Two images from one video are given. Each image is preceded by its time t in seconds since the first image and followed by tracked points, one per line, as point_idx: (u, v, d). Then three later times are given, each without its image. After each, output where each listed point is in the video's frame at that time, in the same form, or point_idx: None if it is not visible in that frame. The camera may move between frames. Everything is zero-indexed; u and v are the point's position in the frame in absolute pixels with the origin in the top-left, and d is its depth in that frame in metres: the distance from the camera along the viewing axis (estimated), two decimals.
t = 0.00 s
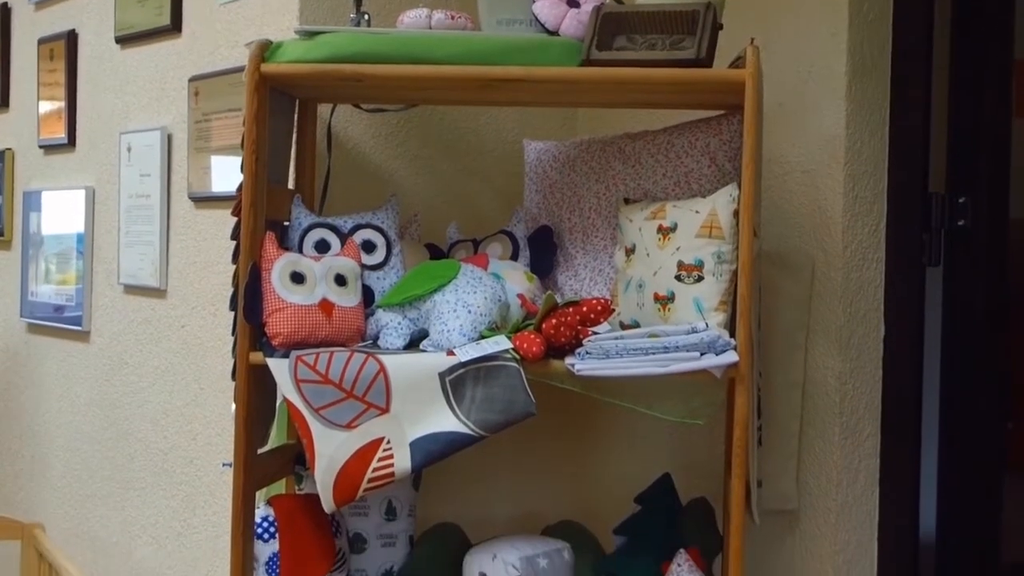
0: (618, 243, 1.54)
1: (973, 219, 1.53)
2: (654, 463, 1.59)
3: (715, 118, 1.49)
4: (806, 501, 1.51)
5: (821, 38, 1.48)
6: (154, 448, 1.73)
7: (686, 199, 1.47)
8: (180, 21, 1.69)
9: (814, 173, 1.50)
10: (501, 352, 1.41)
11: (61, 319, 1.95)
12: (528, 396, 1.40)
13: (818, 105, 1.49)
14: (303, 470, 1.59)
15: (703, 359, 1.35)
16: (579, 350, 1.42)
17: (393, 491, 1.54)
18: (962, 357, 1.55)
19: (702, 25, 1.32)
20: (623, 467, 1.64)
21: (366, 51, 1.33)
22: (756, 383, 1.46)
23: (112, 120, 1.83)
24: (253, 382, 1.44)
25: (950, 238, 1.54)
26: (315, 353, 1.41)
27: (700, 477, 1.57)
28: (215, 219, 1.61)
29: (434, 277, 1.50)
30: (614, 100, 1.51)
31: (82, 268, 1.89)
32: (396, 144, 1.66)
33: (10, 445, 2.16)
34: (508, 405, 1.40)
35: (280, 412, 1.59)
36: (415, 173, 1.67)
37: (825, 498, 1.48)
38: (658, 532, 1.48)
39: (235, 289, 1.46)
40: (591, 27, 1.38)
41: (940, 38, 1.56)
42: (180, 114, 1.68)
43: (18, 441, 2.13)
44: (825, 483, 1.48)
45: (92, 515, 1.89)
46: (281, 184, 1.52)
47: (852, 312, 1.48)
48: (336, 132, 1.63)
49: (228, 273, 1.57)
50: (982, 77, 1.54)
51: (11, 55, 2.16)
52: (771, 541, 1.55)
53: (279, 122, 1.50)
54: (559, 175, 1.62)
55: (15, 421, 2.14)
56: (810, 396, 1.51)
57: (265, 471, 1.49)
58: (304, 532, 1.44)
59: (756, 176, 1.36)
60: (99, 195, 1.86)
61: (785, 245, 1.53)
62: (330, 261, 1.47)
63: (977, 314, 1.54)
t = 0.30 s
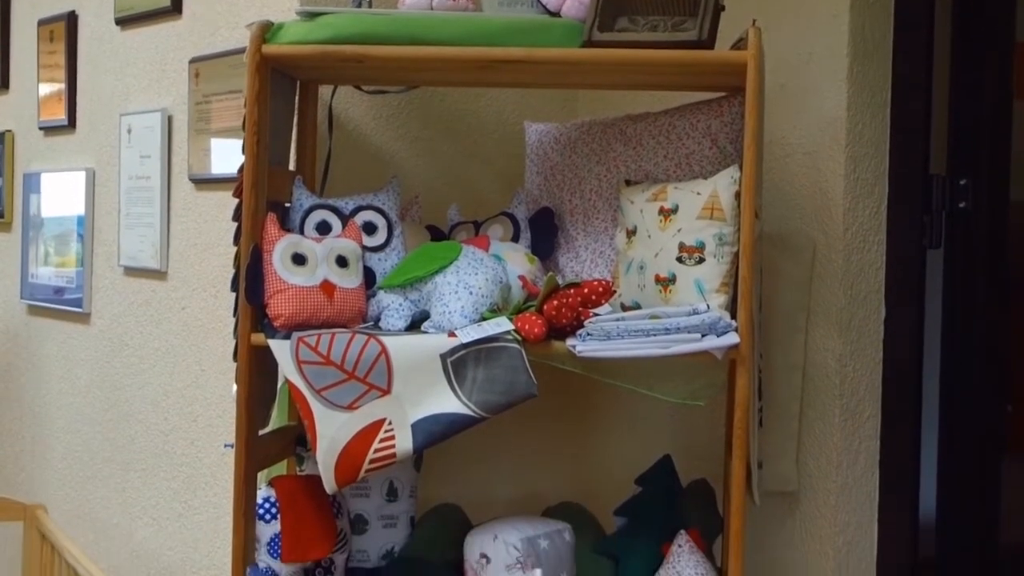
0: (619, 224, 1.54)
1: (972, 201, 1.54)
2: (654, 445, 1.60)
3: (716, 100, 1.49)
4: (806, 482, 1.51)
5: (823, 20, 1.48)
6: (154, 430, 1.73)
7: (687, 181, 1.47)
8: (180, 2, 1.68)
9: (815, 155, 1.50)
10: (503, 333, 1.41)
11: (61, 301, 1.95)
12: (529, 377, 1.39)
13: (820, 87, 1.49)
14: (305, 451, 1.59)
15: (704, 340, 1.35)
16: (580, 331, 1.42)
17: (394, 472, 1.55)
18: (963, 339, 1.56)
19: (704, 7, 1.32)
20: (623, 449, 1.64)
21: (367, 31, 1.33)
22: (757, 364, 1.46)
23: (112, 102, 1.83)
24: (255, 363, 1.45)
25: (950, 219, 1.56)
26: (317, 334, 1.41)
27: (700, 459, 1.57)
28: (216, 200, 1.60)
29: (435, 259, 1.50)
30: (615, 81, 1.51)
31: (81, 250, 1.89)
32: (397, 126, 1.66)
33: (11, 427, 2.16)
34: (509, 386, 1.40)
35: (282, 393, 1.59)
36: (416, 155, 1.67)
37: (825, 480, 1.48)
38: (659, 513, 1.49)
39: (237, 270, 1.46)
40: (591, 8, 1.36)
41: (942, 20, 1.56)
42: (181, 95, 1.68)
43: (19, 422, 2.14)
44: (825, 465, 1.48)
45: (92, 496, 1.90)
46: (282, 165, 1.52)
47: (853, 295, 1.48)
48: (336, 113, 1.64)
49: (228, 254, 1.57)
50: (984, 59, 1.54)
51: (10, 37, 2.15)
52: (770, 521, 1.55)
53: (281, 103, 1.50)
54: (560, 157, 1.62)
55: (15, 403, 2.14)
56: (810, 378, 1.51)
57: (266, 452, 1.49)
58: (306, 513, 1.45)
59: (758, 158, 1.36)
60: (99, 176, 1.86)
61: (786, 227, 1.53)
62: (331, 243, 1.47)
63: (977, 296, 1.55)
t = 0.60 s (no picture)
0: (619, 202, 1.53)
1: (974, 177, 1.53)
2: (653, 424, 1.59)
3: (717, 77, 1.49)
4: (805, 460, 1.51)
5: None
6: (153, 408, 1.73)
7: (688, 159, 1.47)
8: None
9: (815, 133, 1.49)
10: (503, 311, 1.41)
11: (60, 280, 1.94)
12: (529, 354, 1.39)
13: (820, 65, 1.49)
14: (304, 428, 1.59)
15: (704, 318, 1.35)
16: (580, 308, 1.42)
17: (394, 450, 1.55)
18: (962, 317, 1.56)
19: None
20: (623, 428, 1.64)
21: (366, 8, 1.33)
22: (757, 342, 1.46)
23: (111, 80, 1.82)
24: (255, 341, 1.45)
25: (951, 196, 1.55)
26: (317, 312, 1.41)
27: (700, 437, 1.57)
28: (215, 178, 1.60)
29: (435, 236, 1.50)
30: (616, 58, 1.51)
31: (80, 229, 1.88)
32: (397, 104, 1.68)
33: (10, 407, 2.16)
34: (509, 364, 1.40)
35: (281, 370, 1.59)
36: (415, 134, 1.68)
37: (824, 457, 1.48)
38: (658, 491, 1.49)
39: (237, 248, 1.46)
40: None
41: None
42: (179, 73, 1.67)
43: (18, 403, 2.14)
44: (824, 443, 1.48)
45: (92, 475, 1.90)
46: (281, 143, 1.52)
47: (853, 273, 1.49)
48: (336, 90, 1.67)
49: (227, 232, 1.57)
50: (986, 36, 1.53)
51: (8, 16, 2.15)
52: (769, 497, 1.55)
53: (280, 80, 1.50)
54: (560, 134, 1.61)
55: (14, 383, 2.14)
56: (810, 356, 1.51)
57: (266, 431, 1.50)
58: (306, 491, 1.46)
59: (758, 136, 1.36)
60: (98, 155, 1.85)
61: (787, 205, 1.53)
62: (331, 221, 1.47)
63: (977, 275, 1.55)
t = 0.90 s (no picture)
0: (615, 177, 1.53)
1: (969, 154, 1.54)
2: (649, 399, 1.60)
3: (714, 52, 1.49)
4: (800, 435, 1.51)
5: None
6: (150, 383, 1.73)
7: (684, 134, 1.47)
8: None
9: (812, 108, 1.49)
10: (499, 286, 1.41)
11: (56, 256, 1.94)
12: (525, 328, 1.39)
13: (817, 40, 1.48)
14: (301, 403, 1.59)
15: (701, 293, 1.35)
16: (576, 283, 1.42)
17: (390, 424, 1.55)
18: (958, 293, 1.56)
19: None
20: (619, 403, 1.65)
21: None
22: (753, 317, 1.47)
23: (106, 55, 1.82)
24: (252, 315, 1.45)
25: (948, 172, 1.55)
26: (313, 286, 1.42)
27: (696, 413, 1.58)
28: (211, 153, 1.60)
29: (432, 211, 1.50)
30: (613, 34, 1.50)
31: (75, 205, 1.88)
32: (394, 79, 1.67)
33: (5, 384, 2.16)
34: (505, 337, 1.40)
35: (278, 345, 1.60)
36: (413, 109, 1.67)
37: (820, 432, 1.49)
38: (654, 466, 1.50)
39: (233, 222, 1.46)
40: None
41: None
42: (175, 48, 1.67)
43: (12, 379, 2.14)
44: (819, 418, 1.49)
45: (88, 450, 1.90)
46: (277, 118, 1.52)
47: (850, 248, 1.48)
48: (332, 65, 1.67)
49: (223, 207, 1.57)
50: (984, 11, 1.53)
51: None
52: (762, 474, 1.54)
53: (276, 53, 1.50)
54: (556, 109, 1.60)
55: (10, 360, 2.14)
56: (806, 332, 1.51)
57: (263, 405, 1.50)
58: (302, 466, 1.46)
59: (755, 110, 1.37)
60: (94, 130, 1.85)
61: (783, 180, 1.53)
62: (328, 195, 1.47)
63: (973, 251, 1.55)
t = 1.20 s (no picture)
0: (610, 150, 1.53)
1: (964, 126, 1.53)
2: (644, 373, 1.60)
3: (707, 26, 1.49)
4: (796, 409, 1.52)
5: None
6: (147, 360, 1.74)
7: (679, 107, 1.46)
8: None
9: (807, 81, 1.49)
10: (494, 260, 1.41)
11: (52, 235, 1.94)
12: (520, 302, 1.39)
13: (812, 13, 1.48)
14: (297, 379, 1.59)
15: (695, 266, 1.36)
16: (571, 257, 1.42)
17: (386, 399, 1.55)
18: (954, 264, 1.55)
19: None
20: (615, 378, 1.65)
21: None
22: (748, 290, 1.47)
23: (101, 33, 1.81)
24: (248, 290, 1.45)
25: (943, 144, 1.55)
26: (308, 262, 1.42)
27: (691, 387, 1.58)
28: (206, 130, 1.60)
29: (427, 186, 1.50)
30: (607, 8, 1.50)
31: (71, 183, 1.88)
32: (387, 55, 1.68)
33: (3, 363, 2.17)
34: (500, 312, 1.40)
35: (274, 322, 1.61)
36: (406, 85, 1.68)
37: (814, 406, 1.49)
38: (649, 439, 1.50)
39: (228, 198, 1.47)
40: None
41: None
42: (169, 25, 1.66)
43: (10, 358, 2.15)
44: (814, 390, 1.49)
45: (86, 427, 1.91)
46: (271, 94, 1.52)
47: (845, 220, 1.49)
48: (326, 41, 1.67)
49: (218, 184, 1.58)
50: None
51: None
52: (759, 448, 1.55)
53: (270, 31, 1.51)
54: (551, 84, 1.60)
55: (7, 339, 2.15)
56: (802, 305, 1.51)
57: (260, 381, 1.50)
58: (299, 442, 1.46)
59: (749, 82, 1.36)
60: (89, 107, 1.85)
61: (778, 154, 1.53)
62: (322, 171, 1.47)
63: (968, 224, 1.55)
